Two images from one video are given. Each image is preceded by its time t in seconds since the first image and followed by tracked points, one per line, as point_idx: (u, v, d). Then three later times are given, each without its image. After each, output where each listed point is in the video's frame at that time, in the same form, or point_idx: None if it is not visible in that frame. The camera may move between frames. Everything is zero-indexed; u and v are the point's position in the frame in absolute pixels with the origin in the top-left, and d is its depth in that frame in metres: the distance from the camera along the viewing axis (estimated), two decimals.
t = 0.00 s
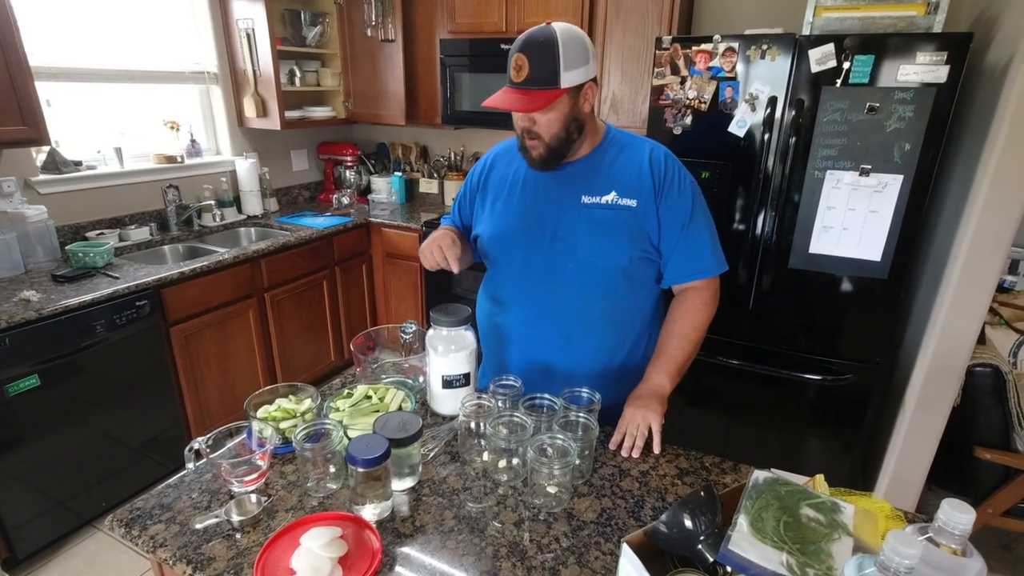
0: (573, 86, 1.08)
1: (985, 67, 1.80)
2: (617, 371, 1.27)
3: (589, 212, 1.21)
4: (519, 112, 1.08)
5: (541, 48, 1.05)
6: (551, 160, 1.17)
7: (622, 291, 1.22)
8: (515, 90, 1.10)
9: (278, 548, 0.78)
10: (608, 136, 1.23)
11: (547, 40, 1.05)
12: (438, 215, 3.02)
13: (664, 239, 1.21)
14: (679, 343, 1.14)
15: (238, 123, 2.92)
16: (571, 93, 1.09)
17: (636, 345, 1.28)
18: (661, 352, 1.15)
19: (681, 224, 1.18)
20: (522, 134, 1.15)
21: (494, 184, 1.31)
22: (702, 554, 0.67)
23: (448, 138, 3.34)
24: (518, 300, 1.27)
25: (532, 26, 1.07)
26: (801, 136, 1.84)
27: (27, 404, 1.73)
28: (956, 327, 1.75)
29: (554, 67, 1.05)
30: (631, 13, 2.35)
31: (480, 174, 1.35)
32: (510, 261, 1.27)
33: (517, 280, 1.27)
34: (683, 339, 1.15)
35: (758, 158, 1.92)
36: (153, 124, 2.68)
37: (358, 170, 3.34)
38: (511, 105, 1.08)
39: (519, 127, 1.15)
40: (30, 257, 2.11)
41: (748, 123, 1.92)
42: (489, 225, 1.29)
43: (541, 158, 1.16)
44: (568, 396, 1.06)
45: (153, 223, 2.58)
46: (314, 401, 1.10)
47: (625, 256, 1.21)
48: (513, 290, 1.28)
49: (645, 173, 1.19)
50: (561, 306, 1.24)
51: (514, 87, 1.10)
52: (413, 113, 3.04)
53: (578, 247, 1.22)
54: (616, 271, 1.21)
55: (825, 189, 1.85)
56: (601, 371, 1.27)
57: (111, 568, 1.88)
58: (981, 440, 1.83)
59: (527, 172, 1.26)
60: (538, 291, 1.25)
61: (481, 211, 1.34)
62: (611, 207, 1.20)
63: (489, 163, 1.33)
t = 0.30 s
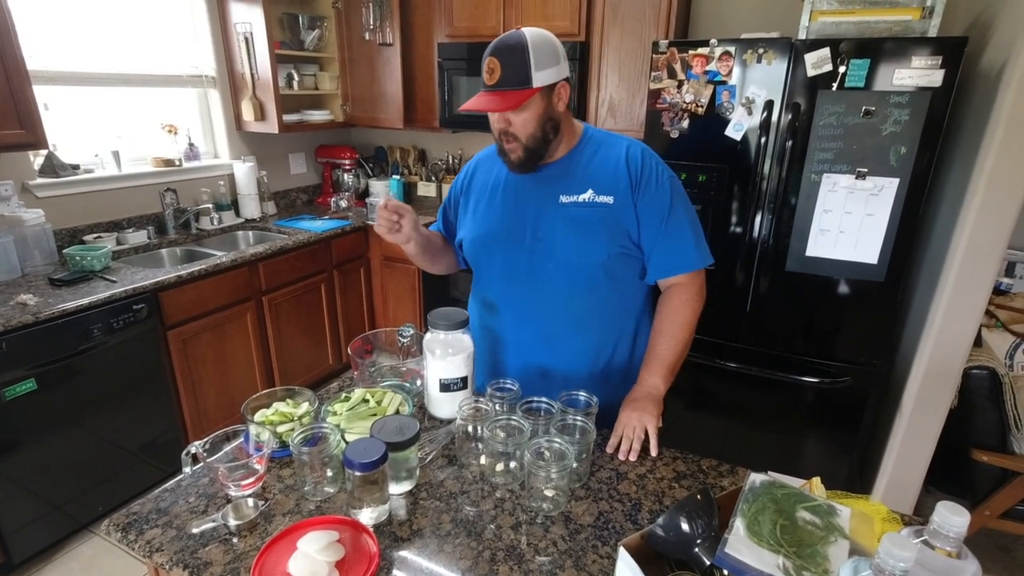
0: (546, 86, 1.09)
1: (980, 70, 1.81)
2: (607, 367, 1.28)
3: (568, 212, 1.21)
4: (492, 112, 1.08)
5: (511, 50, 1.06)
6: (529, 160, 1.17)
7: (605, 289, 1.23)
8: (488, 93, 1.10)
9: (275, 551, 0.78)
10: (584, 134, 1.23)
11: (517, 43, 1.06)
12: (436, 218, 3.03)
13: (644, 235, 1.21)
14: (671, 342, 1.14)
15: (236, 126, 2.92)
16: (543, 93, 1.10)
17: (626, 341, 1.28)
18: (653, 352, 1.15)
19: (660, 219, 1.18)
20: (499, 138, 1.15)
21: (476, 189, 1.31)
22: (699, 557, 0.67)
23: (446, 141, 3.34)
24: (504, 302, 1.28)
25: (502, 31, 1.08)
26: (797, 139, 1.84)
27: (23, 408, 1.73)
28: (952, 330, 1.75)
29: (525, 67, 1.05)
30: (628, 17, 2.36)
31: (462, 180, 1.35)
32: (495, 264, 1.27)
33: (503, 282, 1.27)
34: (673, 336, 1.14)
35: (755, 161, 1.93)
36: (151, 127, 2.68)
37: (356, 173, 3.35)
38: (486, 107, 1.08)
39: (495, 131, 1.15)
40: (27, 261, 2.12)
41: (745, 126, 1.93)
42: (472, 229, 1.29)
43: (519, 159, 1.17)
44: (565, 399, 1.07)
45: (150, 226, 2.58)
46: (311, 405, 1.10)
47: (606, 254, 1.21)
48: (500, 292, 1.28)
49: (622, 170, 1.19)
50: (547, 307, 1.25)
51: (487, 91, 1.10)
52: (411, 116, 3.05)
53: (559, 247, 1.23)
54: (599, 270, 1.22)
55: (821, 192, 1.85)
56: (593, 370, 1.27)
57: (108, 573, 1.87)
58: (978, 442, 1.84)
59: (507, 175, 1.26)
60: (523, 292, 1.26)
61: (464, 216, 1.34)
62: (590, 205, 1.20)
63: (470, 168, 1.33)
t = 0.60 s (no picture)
0: (517, 80, 1.08)
1: (979, 69, 1.81)
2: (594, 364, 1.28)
3: (542, 210, 1.21)
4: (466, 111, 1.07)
5: (479, 48, 1.05)
6: (505, 158, 1.16)
7: (583, 286, 1.23)
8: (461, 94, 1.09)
9: (274, 553, 0.78)
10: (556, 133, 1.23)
11: (486, 42, 1.05)
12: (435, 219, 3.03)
13: (619, 229, 1.21)
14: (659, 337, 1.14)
15: (235, 127, 2.92)
16: (515, 89, 1.09)
17: (610, 337, 1.28)
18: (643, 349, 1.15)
19: (634, 212, 1.17)
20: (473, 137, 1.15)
21: (454, 192, 1.32)
22: (698, 558, 0.67)
23: (445, 142, 3.34)
24: (485, 302, 1.28)
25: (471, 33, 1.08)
26: (797, 139, 1.84)
27: (22, 410, 1.72)
28: (952, 330, 1.75)
29: (495, 64, 1.04)
30: (627, 17, 2.36)
31: (441, 185, 1.36)
32: (475, 265, 1.27)
33: (483, 283, 1.28)
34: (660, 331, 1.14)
35: (754, 161, 1.93)
36: (150, 129, 2.68)
37: (356, 174, 3.34)
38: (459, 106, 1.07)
39: (470, 131, 1.14)
40: (27, 262, 2.11)
41: (744, 126, 1.93)
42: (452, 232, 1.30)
43: (495, 157, 1.16)
44: (564, 400, 1.07)
45: (149, 227, 2.58)
46: (310, 406, 1.09)
47: (581, 250, 1.21)
48: (480, 292, 1.28)
49: (594, 166, 1.19)
50: (526, 306, 1.25)
51: (460, 92, 1.09)
52: (410, 117, 3.04)
53: (535, 245, 1.23)
54: (577, 267, 1.22)
55: (820, 192, 1.85)
56: (580, 367, 1.27)
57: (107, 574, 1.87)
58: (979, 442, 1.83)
59: (482, 178, 1.26)
60: (502, 291, 1.26)
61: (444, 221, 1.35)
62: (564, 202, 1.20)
63: (447, 173, 1.33)
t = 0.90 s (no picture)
0: (493, 76, 1.06)
1: (984, 63, 1.80)
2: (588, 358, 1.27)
3: (523, 210, 1.20)
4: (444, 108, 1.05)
5: (453, 44, 1.03)
6: (485, 156, 1.15)
7: (567, 283, 1.22)
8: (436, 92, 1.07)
9: (277, 550, 0.78)
10: (534, 130, 1.22)
11: (459, 37, 1.03)
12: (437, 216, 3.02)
13: (602, 226, 1.19)
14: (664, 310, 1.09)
15: (236, 125, 2.91)
16: (491, 84, 1.07)
17: (598, 332, 1.27)
18: (654, 324, 1.09)
19: (616, 207, 1.16)
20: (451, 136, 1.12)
21: (436, 195, 1.30)
22: (701, 555, 0.67)
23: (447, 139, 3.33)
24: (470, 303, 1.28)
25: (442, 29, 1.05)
26: (799, 134, 1.83)
27: (25, 408, 1.73)
28: (955, 326, 1.74)
29: (470, 60, 1.02)
30: (629, 12, 2.35)
31: (422, 187, 1.34)
32: (461, 266, 1.26)
33: (469, 284, 1.27)
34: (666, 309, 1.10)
35: (756, 157, 1.92)
36: (151, 126, 2.68)
37: (357, 171, 3.34)
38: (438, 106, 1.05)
39: (448, 130, 1.12)
40: (28, 260, 2.12)
41: (746, 122, 1.92)
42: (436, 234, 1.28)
43: (475, 155, 1.14)
44: (566, 397, 1.06)
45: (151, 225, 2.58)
46: (312, 403, 1.09)
47: (564, 249, 1.20)
48: (466, 294, 1.28)
49: (574, 163, 1.18)
50: (514, 306, 1.24)
51: (435, 90, 1.06)
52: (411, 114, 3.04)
53: (517, 245, 1.22)
54: (563, 264, 1.21)
55: (823, 187, 1.84)
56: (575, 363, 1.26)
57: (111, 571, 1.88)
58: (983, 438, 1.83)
59: (463, 179, 1.25)
60: (486, 292, 1.26)
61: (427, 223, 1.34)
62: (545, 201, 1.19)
63: (427, 175, 1.32)
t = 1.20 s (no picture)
0: (504, 82, 1.00)
1: (988, 57, 1.79)
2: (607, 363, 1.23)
3: (513, 228, 1.16)
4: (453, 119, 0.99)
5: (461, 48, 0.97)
6: (496, 167, 1.11)
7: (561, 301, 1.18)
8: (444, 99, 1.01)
9: (279, 547, 0.78)
10: (540, 141, 1.15)
11: (467, 40, 0.96)
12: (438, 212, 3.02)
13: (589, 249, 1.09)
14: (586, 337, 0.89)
15: (236, 121, 2.91)
16: (503, 90, 1.02)
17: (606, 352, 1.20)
18: (561, 327, 0.90)
19: (598, 231, 1.03)
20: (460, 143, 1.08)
21: (447, 198, 1.31)
22: (704, 552, 0.66)
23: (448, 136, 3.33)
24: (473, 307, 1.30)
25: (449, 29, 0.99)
26: (802, 130, 1.82)
27: (28, 405, 1.73)
28: (959, 322, 1.74)
29: (480, 66, 0.96)
30: (630, 7, 2.34)
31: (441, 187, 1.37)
32: (467, 271, 1.28)
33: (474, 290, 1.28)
34: (588, 323, 0.91)
35: (759, 153, 1.91)
36: (152, 123, 2.68)
37: (358, 167, 3.34)
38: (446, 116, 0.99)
39: (458, 139, 1.07)
40: (30, 258, 2.12)
41: (749, 117, 1.90)
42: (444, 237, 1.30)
43: (486, 166, 1.10)
44: (568, 394, 1.06)
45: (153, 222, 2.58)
46: (313, 400, 1.09)
47: (554, 269, 1.15)
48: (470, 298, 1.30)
49: (566, 181, 1.10)
50: (512, 317, 1.23)
51: (443, 98, 1.00)
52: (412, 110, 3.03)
53: (508, 262, 1.19)
54: (560, 280, 1.16)
55: (826, 183, 1.84)
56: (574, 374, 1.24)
57: (115, 568, 1.88)
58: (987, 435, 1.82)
59: (472, 184, 1.25)
60: (486, 299, 1.27)
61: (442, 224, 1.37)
62: (536, 219, 1.13)
63: (442, 176, 1.33)
